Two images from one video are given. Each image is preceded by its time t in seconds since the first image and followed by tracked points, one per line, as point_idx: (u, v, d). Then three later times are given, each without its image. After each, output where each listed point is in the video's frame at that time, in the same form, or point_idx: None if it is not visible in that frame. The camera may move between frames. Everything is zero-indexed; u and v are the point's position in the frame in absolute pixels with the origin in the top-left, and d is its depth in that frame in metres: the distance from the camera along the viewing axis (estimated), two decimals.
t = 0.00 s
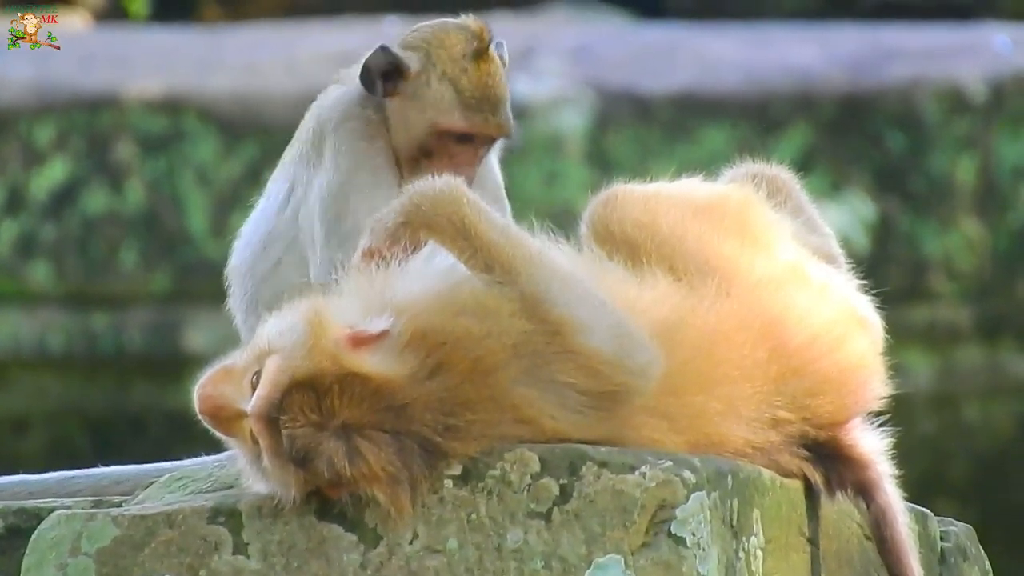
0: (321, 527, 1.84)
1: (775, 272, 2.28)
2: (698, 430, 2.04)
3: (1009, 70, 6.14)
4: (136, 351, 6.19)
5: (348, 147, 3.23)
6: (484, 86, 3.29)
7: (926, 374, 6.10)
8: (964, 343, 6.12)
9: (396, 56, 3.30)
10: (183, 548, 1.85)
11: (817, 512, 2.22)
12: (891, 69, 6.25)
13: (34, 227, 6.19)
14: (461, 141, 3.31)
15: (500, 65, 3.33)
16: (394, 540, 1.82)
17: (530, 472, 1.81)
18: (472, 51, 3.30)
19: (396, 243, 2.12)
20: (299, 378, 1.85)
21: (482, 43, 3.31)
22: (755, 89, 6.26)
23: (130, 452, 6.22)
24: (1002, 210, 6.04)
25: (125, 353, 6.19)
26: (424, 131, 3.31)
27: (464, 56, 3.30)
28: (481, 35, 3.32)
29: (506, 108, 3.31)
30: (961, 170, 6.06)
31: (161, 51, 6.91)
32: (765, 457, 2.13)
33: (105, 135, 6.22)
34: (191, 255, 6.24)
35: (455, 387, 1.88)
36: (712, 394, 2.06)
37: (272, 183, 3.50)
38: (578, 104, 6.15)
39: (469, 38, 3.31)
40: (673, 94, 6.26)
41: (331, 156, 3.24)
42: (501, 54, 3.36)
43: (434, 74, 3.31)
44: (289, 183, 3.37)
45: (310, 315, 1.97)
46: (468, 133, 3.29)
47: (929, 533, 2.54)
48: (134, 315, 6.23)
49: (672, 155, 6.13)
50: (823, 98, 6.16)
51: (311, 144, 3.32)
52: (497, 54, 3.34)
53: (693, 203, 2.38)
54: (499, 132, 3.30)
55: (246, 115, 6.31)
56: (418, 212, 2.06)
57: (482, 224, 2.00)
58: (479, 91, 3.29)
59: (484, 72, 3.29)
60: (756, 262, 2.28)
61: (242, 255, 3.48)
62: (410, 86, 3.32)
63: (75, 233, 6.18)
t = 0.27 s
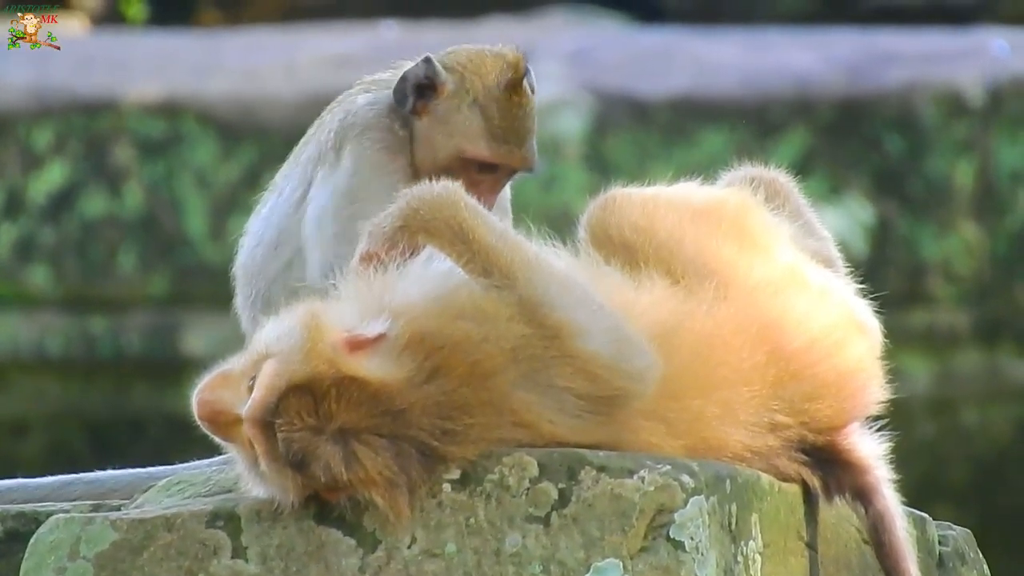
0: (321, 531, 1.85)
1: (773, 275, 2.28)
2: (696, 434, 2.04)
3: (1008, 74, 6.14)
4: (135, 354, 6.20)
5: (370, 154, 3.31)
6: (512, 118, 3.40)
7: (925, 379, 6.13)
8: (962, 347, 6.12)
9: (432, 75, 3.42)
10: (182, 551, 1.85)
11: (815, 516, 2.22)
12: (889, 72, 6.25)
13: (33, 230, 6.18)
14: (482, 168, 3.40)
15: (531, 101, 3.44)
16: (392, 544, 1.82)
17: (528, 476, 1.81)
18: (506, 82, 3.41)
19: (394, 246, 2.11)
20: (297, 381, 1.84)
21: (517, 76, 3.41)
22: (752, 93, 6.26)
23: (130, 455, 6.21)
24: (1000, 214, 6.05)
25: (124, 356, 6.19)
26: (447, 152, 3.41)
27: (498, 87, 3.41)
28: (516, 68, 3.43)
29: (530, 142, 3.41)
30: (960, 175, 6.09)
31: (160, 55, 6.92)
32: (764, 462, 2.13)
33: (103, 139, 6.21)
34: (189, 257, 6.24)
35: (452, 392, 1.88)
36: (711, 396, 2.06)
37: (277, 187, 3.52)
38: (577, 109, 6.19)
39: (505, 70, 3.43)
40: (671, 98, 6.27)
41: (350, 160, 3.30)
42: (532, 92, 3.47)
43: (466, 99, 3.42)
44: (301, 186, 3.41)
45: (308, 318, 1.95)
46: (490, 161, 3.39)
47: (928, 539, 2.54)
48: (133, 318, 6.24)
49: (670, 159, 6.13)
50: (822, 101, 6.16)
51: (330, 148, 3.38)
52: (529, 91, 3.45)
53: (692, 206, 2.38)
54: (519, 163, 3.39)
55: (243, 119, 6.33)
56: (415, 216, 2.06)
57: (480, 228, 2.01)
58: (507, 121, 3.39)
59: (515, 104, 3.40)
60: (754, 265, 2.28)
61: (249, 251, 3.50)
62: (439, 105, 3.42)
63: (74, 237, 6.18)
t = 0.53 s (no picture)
0: (323, 532, 1.85)
1: (772, 272, 2.28)
2: (697, 432, 2.04)
3: (1008, 76, 6.15)
4: (136, 357, 6.20)
5: (370, 161, 3.34)
6: (509, 122, 3.40)
7: (926, 380, 6.09)
8: (963, 348, 6.12)
9: (428, 80, 3.44)
10: (183, 553, 1.85)
11: (817, 517, 2.21)
12: (890, 75, 6.25)
13: (34, 232, 6.18)
14: (480, 174, 3.40)
15: (528, 106, 3.44)
16: (394, 544, 1.82)
17: (530, 478, 1.81)
18: (504, 86, 3.41)
19: (394, 249, 2.12)
20: (295, 383, 1.82)
21: (515, 80, 3.41)
22: (752, 94, 6.25)
23: (131, 458, 6.23)
24: (1001, 215, 6.03)
25: (125, 358, 6.19)
26: (446, 158, 3.42)
27: (495, 91, 3.41)
28: (513, 72, 3.44)
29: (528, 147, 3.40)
30: (961, 176, 6.08)
31: (160, 57, 6.92)
32: (765, 462, 2.12)
33: (104, 142, 6.23)
34: (190, 260, 6.24)
35: (452, 391, 1.88)
36: (711, 394, 2.06)
37: (278, 196, 3.55)
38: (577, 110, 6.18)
39: (503, 74, 3.43)
40: (672, 100, 6.26)
41: (353, 168, 3.35)
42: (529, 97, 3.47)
43: (463, 104, 3.43)
44: (302, 196, 3.44)
45: (309, 317, 1.95)
46: (488, 166, 3.38)
47: (929, 541, 2.54)
48: (135, 321, 6.24)
49: (672, 160, 6.14)
50: (822, 103, 6.17)
51: (329, 157, 3.42)
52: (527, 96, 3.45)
53: (690, 205, 2.39)
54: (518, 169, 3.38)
55: (243, 123, 6.33)
56: (413, 218, 2.08)
57: (479, 229, 2.03)
58: (505, 126, 3.39)
59: (512, 109, 3.40)
60: (752, 262, 2.28)
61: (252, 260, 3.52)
62: (436, 111, 3.43)
63: (75, 240, 6.18)
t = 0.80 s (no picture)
0: (326, 528, 1.85)
1: (776, 268, 2.27)
2: (700, 428, 2.04)
3: (1012, 72, 6.14)
4: (139, 353, 6.21)
5: (373, 160, 3.38)
6: (514, 123, 3.44)
7: (929, 378, 6.12)
8: (967, 344, 6.12)
9: (432, 81, 3.47)
10: (186, 548, 1.85)
11: (820, 512, 2.21)
12: (893, 70, 6.24)
13: (37, 229, 6.20)
14: (485, 175, 3.43)
15: (532, 107, 3.49)
16: (398, 541, 1.82)
17: (533, 474, 1.81)
18: (508, 88, 3.46)
19: (397, 244, 2.10)
20: (296, 380, 1.82)
21: (519, 82, 3.46)
22: (754, 89, 6.25)
23: (133, 456, 6.29)
24: (1003, 214, 6.00)
25: (128, 355, 6.21)
26: (451, 158, 3.46)
27: (500, 93, 3.46)
28: (517, 74, 3.48)
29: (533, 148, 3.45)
30: (965, 171, 6.06)
31: (162, 53, 6.92)
32: (768, 457, 2.12)
33: (106, 138, 6.23)
34: (193, 258, 6.23)
35: (454, 388, 1.88)
36: (714, 391, 2.06)
37: (276, 192, 3.55)
38: (580, 105, 6.16)
39: (507, 75, 3.48)
40: (676, 96, 6.26)
41: (357, 166, 3.37)
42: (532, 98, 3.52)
43: (468, 104, 3.46)
44: (303, 192, 3.45)
45: (311, 315, 1.93)
46: (494, 167, 3.42)
47: (934, 536, 2.54)
48: (139, 317, 6.24)
49: (675, 155, 6.13)
50: (825, 98, 6.16)
51: (332, 154, 3.44)
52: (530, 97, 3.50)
53: (694, 200, 2.38)
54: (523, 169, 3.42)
55: (246, 117, 6.32)
56: (418, 214, 2.05)
57: (483, 226, 2.00)
58: (510, 127, 3.44)
59: (517, 110, 3.45)
60: (757, 257, 2.28)
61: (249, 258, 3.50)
62: (440, 111, 3.46)
63: (77, 236, 6.18)
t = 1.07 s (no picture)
0: (325, 525, 1.85)
1: (776, 265, 2.27)
2: (701, 425, 2.03)
3: (1010, 70, 6.16)
4: (140, 351, 6.21)
5: (379, 160, 3.41)
6: (525, 132, 3.47)
7: (927, 373, 6.14)
8: (967, 340, 6.16)
9: (444, 87, 3.50)
10: (186, 546, 1.85)
11: (820, 510, 2.21)
12: (894, 67, 6.23)
13: (37, 226, 6.20)
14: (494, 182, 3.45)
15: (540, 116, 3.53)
16: (398, 538, 1.82)
17: (533, 471, 1.81)
18: (520, 96, 3.49)
19: (398, 243, 2.09)
20: (288, 380, 1.78)
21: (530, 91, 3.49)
22: (755, 87, 6.27)
23: (136, 454, 6.10)
24: (1003, 210, 6.01)
25: (128, 353, 6.21)
26: (461, 164, 3.48)
27: (512, 100, 3.48)
28: (529, 82, 3.51)
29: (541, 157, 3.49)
30: (964, 168, 6.07)
31: (161, 51, 6.92)
32: (767, 454, 2.12)
33: (106, 136, 6.23)
34: (192, 253, 6.24)
35: (453, 385, 1.87)
36: (714, 387, 2.06)
37: (275, 189, 3.55)
38: (578, 104, 6.23)
39: (519, 83, 3.50)
40: (676, 92, 6.28)
41: (363, 165, 3.40)
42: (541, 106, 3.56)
43: (480, 111, 3.49)
44: (304, 189, 3.46)
45: (307, 311, 1.92)
46: (504, 175, 3.44)
47: (934, 532, 2.54)
48: (139, 316, 6.27)
49: (675, 152, 6.12)
50: (824, 96, 6.19)
51: (335, 152, 3.46)
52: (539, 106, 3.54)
53: (693, 198, 2.38)
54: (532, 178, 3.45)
55: (248, 116, 6.36)
56: (417, 213, 2.05)
57: (484, 224, 2.01)
58: (520, 135, 3.47)
59: (528, 119, 3.49)
60: (756, 255, 2.28)
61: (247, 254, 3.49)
62: (451, 116, 3.48)
63: (77, 233, 6.19)
